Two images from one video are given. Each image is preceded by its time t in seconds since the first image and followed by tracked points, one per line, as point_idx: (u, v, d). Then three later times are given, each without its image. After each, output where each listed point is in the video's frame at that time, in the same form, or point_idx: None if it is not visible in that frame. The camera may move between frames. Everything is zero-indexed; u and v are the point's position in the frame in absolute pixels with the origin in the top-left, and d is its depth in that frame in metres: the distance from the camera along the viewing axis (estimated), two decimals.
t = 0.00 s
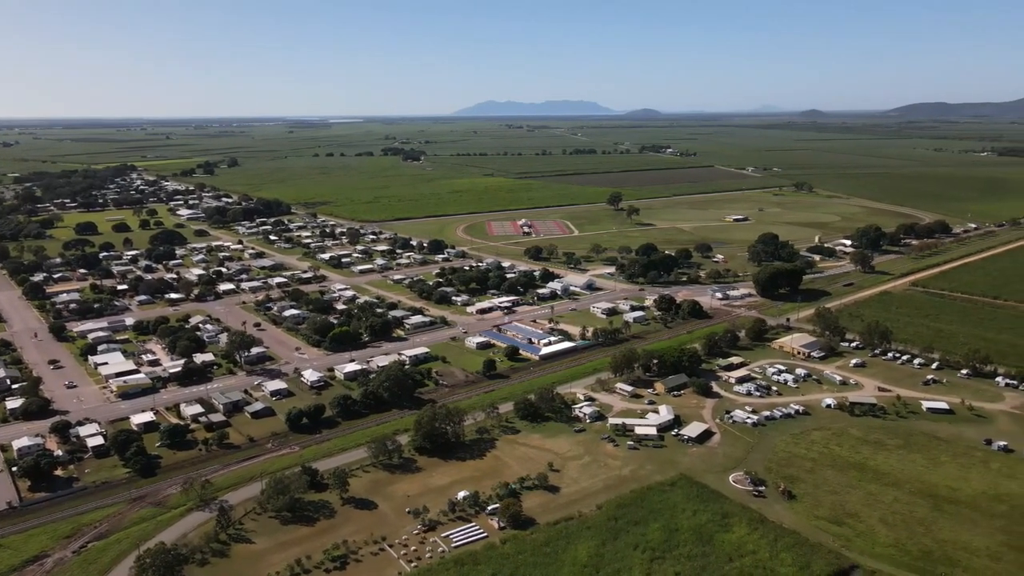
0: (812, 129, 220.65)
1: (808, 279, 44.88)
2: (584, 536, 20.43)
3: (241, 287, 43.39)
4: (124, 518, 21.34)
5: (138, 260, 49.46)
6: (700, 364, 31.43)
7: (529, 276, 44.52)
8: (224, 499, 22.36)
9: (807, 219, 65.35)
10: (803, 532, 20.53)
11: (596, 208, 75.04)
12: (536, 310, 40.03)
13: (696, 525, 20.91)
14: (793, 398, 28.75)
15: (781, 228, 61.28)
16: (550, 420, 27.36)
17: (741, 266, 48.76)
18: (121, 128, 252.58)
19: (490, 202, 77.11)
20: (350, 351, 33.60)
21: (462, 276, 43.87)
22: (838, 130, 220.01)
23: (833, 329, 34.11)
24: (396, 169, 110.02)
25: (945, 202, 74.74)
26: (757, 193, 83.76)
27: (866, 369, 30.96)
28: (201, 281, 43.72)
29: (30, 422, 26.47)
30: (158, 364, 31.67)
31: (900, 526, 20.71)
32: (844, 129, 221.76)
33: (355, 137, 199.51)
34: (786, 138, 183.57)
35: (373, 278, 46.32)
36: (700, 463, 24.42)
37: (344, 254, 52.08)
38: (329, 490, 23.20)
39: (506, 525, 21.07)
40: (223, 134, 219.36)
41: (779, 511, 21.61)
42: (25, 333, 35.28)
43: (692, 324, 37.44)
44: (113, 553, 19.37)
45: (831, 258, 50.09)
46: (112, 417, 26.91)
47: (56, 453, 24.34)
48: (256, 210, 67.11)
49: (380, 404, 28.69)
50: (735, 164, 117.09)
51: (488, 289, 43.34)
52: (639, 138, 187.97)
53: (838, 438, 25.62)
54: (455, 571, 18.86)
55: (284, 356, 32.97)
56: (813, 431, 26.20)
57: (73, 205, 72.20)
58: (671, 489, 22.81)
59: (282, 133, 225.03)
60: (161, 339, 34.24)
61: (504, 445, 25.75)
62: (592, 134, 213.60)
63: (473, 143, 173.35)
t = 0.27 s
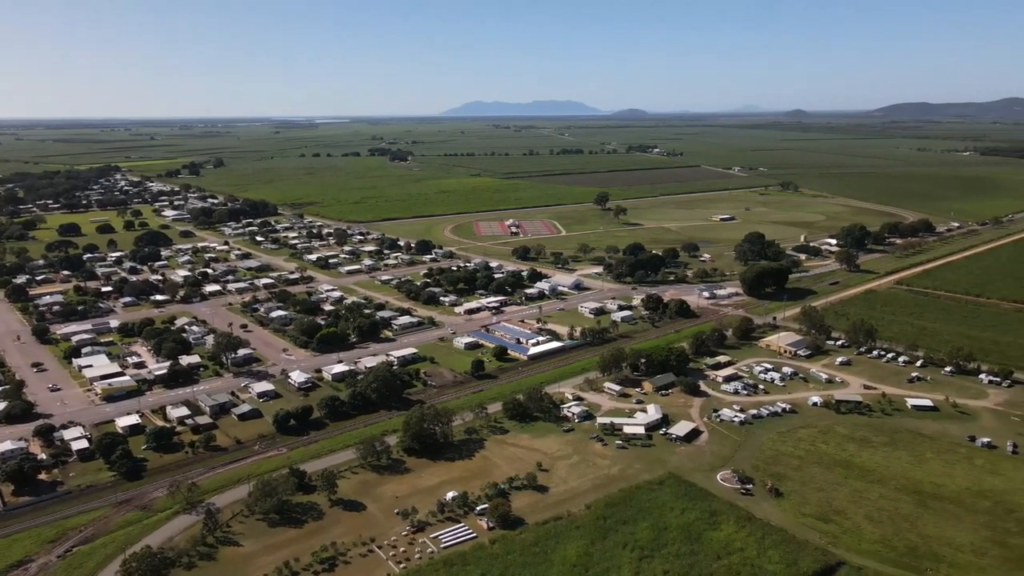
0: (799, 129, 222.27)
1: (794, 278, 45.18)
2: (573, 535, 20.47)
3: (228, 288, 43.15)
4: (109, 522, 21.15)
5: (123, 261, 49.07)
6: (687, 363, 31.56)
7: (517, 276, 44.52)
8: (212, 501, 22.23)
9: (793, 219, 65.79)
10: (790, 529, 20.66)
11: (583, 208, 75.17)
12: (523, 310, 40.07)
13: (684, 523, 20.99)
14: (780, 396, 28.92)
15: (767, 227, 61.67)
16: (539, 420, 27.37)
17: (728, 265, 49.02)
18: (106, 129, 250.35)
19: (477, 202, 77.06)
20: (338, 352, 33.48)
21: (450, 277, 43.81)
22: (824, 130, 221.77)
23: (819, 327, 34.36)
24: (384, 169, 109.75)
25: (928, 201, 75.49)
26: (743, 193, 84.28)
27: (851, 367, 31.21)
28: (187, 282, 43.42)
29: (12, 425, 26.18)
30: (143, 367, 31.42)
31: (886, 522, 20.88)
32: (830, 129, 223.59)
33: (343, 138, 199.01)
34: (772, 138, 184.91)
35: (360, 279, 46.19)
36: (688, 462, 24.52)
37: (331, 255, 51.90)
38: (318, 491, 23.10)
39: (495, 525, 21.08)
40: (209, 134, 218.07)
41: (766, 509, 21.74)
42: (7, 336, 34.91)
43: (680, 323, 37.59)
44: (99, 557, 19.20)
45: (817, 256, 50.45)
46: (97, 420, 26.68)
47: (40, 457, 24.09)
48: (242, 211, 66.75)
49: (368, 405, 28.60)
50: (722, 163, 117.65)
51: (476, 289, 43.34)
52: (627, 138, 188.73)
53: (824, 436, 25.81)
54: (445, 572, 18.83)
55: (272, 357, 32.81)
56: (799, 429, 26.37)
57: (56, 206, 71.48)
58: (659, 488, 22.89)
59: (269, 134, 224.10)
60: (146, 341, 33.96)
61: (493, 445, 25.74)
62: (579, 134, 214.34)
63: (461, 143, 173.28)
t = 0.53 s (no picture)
0: (784, 129, 224.02)
1: (779, 277, 45.52)
2: (560, 534, 20.49)
3: (212, 289, 42.86)
4: (93, 526, 20.94)
5: (105, 263, 48.63)
6: (674, 362, 31.69)
7: (503, 276, 44.56)
8: (197, 505, 22.06)
9: (778, 218, 66.28)
10: (776, 526, 20.79)
11: (570, 208, 75.37)
12: (510, 310, 40.09)
13: (672, 521, 21.07)
14: (766, 394, 29.11)
15: (752, 227, 62.10)
16: (526, 420, 27.40)
17: (713, 264, 49.30)
18: (89, 129, 247.93)
19: (464, 202, 77.02)
20: (324, 353, 33.36)
21: (436, 277, 43.77)
22: (810, 130, 223.53)
23: (804, 325, 34.62)
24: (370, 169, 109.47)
25: (911, 200, 76.27)
26: (729, 193, 84.78)
27: (836, 365, 31.47)
28: (171, 284, 43.09)
29: None
30: (127, 369, 31.14)
31: (871, 519, 21.06)
32: (815, 129, 225.45)
33: (330, 138, 199.53)
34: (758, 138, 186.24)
35: (346, 279, 46.04)
36: (675, 460, 24.62)
37: (316, 256, 51.70)
38: (305, 493, 22.99)
39: (483, 525, 21.06)
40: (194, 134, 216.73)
41: (753, 507, 21.87)
42: None
43: (666, 322, 37.76)
44: (82, 562, 19.00)
45: (801, 255, 50.86)
46: (80, 424, 26.41)
47: (22, 462, 23.81)
48: (226, 212, 66.36)
49: (355, 406, 28.50)
50: (708, 163, 118.30)
51: (462, 290, 43.31)
52: (614, 138, 189.54)
53: (809, 433, 26.00)
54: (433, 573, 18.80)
55: (257, 359, 32.62)
56: (785, 426, 26.56)
57: (37, 207, 70.68)
58: (646, 487, 22.97)
59: (256, 134, 223.13)
60: (130, 343, 33.67)
61: (480, 445, 25.73)
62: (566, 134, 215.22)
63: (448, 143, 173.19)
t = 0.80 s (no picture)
0: (769, 129, 225.74)
1: (764, 276, 45.84)
2: (548, 534, 20.51)
3: (196, 291, 42.55)
4: (76, 531, 20.72)
5: (87, 265, 48.13)
6: (660, 361, 31.82)
7: (490, 277, 44.56)
8: (182, 508, 21.89)
9: (762, 217, 66.76)
10: (762, 524, 20.93)
11: (556, 208, 75.52)
12: (497, 310, 40.10)
13: (659, 520, 21.16)
14: (751, 393, 29.30)
15: (737, 226, 62.48)
16: (513, 420, 27.41)
17: (699, 263, 49.56)
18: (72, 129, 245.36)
19: (450, 203, 76.94)
20: (310, 354, 33.22)
21: (422, 278, 43.69)
22: (794, 130, 225.28)
23: (788, 324, 34.89)
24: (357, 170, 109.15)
25: (893, 199, 77.04)
26: (714, 192, 85.27)
27: (820, 363, 31.73)
28: (154, 285, 42.72)
29: None
30: (110, 372, 30.84)
31: (855, 515, 21.25)
32: (800, 129, 227.32)
33: (316, 138, 198.74)
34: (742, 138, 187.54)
35: (332, 280, 45.86)
36: (661, 459, 24.73)
37: (302, 256, 51.46)
38: (291, 495, 22.87)
39: (470, 526, 21.05)
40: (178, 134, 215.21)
41: (739, 505, 22.00)
42: None
43: (652, 321, 37.92)
44: (65, 567, 18.79)
45: (786, 255, 51.25)
46: (61, 428, 26.12)
47: (2, 466, 23.51)
48: (210, 212, 65.91)
49: (341, 408, 28.40)
50: (694, 163, 118.94)
51: (448, 290, 43.25)
52: (601, 138, 190.39)
53: (794, 431, 26.19)
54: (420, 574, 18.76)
55: (242, 360, 32.43)
56: (770, 424, 26.74)
57: (17, 208, 69.83)
58: (633, 486, 23.04)
59: (242, 135, 222.27)
60: (112, 345, 33.35)
61: (467, 445, 25.72)
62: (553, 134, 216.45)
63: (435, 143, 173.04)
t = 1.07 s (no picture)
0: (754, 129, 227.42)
1: (748, 275, 46.15)
2: (534, 534, 20.53)
3: (179, 292, 42.21)
4: (57, 536, 20.47)
5: (68, 267, 47.61)
6: (645, 360, 31.93)
7: (475, 277, 44.55)
8: (166, 512, 21.69)
9: (746, 217, 67.22)
10: (747, 522, 21.06)
11: (541, 208, 75.63)
12: (482, 310, 40.08)
13: (645, 519, 21.23)
14: (736, 391, 29.47)
15: (721, 226, 62.88)
16: (499, 420, 27.41)
17: (684, 263, 49.82)
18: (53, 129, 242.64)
19: (435, 203, 76.83)
20: (295, 356, 33.05)
21: (408, 278, 43.59)
22: (778, 130, 227.23)
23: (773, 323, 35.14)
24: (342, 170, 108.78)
25: (874, 199, 77.80)
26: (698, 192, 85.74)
27: (804, 362, 31.98)
28: (136, 287, 42.34)
29: None
30: (91, 375, 30.51)
31: (839, 512, 21.43)
32: (784, 129, 229.13)
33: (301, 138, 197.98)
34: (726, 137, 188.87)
35: (317, 281, 45.66)
36: (647, 458, 24.82)
37: (286, 257, 51.18)
38: (277, 498, 22.73)
39: (456, 526, 21.02)
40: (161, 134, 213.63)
41: (724, 503, 22.12)
42: None
43: (637, 321, 38.05)
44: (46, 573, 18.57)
45: (769, 254, 51.63)
46: (42, 432, 25.80)
47: None
48: (193, 213, 65.42)
49: (326, 409, 28.28)
50: (679, 163, 119.56)
51: (434, 290, 43.17)
52: (586, 138, 191.17)
53: (779, 429, 26.38)
54: None
55: (226, 362, 32.20)
56: (755, 423, 26.91)
57: None
58: (619, 485, 23.11)
59: (226, 136, 220.86)
60: (94, 348, 32.99)
61: (454, 446, 25.69)
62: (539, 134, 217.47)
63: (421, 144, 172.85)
